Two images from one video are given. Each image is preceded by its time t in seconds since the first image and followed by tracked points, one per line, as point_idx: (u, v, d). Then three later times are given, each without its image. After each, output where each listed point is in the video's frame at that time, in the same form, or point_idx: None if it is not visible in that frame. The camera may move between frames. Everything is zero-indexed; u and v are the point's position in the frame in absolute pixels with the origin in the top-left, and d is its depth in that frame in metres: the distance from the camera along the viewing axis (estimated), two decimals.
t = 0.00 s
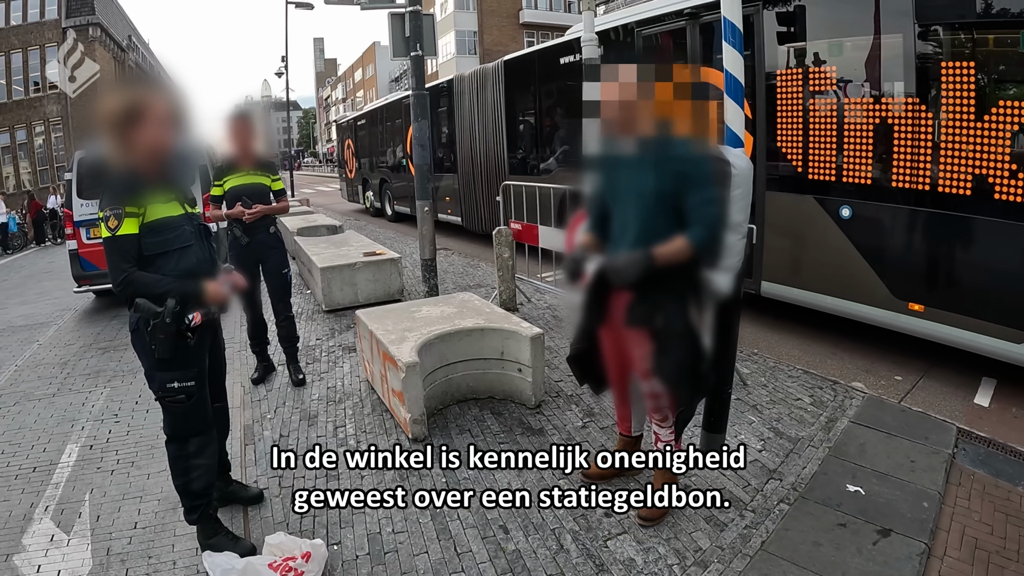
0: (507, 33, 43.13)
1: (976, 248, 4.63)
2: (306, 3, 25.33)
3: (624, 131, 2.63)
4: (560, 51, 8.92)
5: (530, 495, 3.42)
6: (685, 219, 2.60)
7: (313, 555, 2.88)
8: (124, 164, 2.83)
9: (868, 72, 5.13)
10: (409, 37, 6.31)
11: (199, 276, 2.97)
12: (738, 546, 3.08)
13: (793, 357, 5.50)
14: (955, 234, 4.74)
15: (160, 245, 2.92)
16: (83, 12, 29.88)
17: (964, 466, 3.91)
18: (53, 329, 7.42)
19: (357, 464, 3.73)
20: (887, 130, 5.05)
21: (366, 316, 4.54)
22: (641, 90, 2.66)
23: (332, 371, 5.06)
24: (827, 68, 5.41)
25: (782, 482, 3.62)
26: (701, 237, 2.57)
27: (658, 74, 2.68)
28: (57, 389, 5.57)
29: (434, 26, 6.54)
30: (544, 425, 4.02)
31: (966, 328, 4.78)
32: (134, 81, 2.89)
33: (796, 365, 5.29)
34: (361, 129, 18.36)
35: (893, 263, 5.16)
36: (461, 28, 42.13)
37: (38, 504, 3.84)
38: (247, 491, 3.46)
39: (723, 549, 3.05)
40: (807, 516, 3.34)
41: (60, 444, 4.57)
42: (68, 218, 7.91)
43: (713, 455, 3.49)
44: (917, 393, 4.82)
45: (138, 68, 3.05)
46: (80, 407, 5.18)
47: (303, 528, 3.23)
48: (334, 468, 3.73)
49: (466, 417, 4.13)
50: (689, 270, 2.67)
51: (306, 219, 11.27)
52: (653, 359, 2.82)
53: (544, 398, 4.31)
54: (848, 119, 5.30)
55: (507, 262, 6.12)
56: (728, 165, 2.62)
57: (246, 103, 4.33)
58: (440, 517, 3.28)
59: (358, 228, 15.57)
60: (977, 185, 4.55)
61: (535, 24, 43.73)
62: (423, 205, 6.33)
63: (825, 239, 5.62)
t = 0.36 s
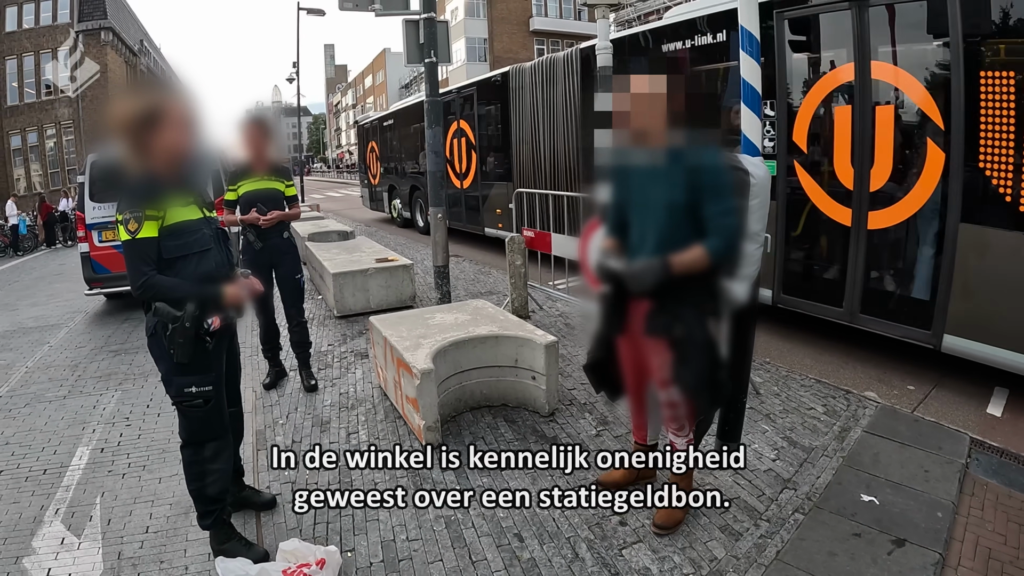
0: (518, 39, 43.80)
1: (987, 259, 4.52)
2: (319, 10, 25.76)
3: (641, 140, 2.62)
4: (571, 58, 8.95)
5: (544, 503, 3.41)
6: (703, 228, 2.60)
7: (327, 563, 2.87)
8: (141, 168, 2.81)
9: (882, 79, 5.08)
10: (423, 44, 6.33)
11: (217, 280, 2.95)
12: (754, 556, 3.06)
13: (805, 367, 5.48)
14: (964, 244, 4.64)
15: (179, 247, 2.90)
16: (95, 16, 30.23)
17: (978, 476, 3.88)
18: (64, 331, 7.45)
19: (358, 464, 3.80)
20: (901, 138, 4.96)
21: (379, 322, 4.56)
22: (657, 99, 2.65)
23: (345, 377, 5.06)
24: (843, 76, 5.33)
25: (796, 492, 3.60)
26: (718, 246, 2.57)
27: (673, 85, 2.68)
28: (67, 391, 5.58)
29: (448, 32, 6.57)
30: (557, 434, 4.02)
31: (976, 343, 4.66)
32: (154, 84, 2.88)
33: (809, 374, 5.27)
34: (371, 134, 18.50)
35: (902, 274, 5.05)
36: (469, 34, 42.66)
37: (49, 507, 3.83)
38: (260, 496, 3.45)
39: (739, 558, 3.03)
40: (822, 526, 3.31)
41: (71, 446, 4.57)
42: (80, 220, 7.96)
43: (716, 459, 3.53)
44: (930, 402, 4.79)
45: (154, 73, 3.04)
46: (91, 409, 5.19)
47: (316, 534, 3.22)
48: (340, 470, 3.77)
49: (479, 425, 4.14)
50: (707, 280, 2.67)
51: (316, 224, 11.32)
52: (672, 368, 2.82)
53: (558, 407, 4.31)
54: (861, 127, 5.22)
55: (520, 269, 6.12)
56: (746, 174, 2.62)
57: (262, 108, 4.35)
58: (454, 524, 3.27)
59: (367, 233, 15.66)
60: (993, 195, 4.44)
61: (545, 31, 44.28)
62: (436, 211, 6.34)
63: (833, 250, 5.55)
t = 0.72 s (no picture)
0: (521, 47, 44.07)
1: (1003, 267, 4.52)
2: (322, 18, 26.38)
3: (656, 153, 2.62)
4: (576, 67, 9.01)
5: (551, 512, 3.41)
6: (715, 242, 2.60)
7: (335, 572, 2.87)
8: (151, 177, 2.78)
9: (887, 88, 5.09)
10: (429, 53, 6.37)
11: (226, 289, 2.96)
12: (760, 567, 3.05)
13: (810, 377, 5.47)
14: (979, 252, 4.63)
15: (189, 256, 2.90)
16: (100, 21, 30.45)
17: (983, 485, 3.88)
18: (69, 336, 7.46)
19: (365, 473, 3.81)
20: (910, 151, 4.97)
21: (387, 331, 4.59)
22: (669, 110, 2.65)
23: (351, 385, 5.08)
24: (852, 86, 5.33)
25: (802, 502, 3.59)
26: (730, 260, 2.57)
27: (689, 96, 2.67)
28: (72, 397, 5.59)
29: (455, 42, 6.61)
30: (564, 443, 4.05)
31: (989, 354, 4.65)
32: (165, 90, 2.86)
33: (814, 384, 5.27)
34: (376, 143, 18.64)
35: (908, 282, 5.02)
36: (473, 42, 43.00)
37: (54, 513, 3.83)
38: (267, 504, 3.45)
39: (746, 569, 3.02)
40: (829, 536, 3.31)
41: (75, 453, 4.57)
42: (86, 226, 7.98)
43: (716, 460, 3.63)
44: (935, 412, 4.79)
45: (162, 79, 3.02)
46: (96, 415, 5.19)
47: (323, 543, 3.22)
48: (347, 479, 3.78)
49: (485, 434, 4.17)
50: (718, 293, 2.68)
51: (320, 231, 11.36)
52: (681, 381, 2.83)
53: (564, 416, 4.33)
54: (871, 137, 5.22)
55: (525, 278, 6.15)
56: (759, 187, 2.61)
57: (269, 117, 4.39)
58: (461, 534, 3.25)
59: (371, 241, 15.74)
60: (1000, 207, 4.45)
61: (548, 39, 44.66)
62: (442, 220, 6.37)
63: (837, 257, 5.51)
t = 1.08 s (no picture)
0: (524, 51, 44.25)
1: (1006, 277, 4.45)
2: (327, 24, 26.60)
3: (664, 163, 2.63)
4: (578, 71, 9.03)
5: (550, 519, 3.41)
6: (722, 253, 2.63)
7: None
8: (152, 185, 2.80)
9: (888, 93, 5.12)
10: (431, 60, 6.40)
11: (227, 298, 2.98)
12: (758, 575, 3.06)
13: (810, 384, 5.48)
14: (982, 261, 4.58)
15: (190, 267, 2.92)
16: (105, 25, 30.62)
17: (982, 494, 3.88)
18: (72, 340, 7.49)
19: (365, 480, 3.83)
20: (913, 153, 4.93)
21: (388, 337, 4.61)
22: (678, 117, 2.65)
23: (352, 392, 5.10)
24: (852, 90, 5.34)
25: (800, 511, 3.60)
26: (736, 271, 2.60)
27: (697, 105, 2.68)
28: (74, 401, 5.62)
29: (456, 48, 6.64)
30: (563, 451, 4.07)
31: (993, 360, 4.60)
32: (167, 101, 2.87)
33: (814, 391, 5.28)
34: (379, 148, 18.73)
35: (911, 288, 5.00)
36: (476, 46, 43.24)
37: (56, 518, 3.84)
38: (267, 511, 3.46)
39: None
40: (827, 545, 3.31)
41: (77, 457, 4.59)
42: (89, 230, 7.97)
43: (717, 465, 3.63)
44: (934, 419, 4.80)
45: (165, 86, 3.03)
46: (98, 420, 5.21)
47: (323, 550, 3.23)
48: (347, 485, 3.79)
49: (485, 441, 4.20)
50: (722, 304, 2.70)
51: (322, 236, 11.40)
52: (683, 393, 2.85)
53: (564, 424, 4.35)
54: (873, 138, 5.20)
55: (526, 285, 6.18)
56: (764, 200, 2.65)
57: (271, 123, 4.42)
58: (460, 541, 3.26)
59: (374, 245, 15.81)
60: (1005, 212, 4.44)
61: (551, 43, 44.83)
62: (443, 226, 6.39)
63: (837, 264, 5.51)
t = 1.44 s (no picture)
0: (526, 54, 44.41)
1: (1005, 280, 4.44)
2: (327, 25, 26.76)
3: (666, 165, 2.65)
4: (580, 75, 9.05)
5: (549, 524, 3.41)
6: (724, 258, 2.63)
7: None
8: (154, 188, 2.80)
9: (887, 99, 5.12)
10: (432, 64, 6.42)
11: (225, 303, 2.98)
12: None
13: (811, 389, 5.47)
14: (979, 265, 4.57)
15: (188, 272, 2.92)
16: (107, 26, 30.73)
17: (981, 499, 3.88)
18: (72, 342, 7.51)
19: (364, 484, 3.83)
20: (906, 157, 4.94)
21: (388, 341, 4.63)
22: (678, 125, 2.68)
23: (352, 395, 5.11)
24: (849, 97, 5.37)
25: (799, 516, 3.60)
26: (738, 276, 2.59)
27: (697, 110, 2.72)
28: (75, 403, 5.63)
29: (457, 53, 6.65)
30: (563, 455, 4.08)
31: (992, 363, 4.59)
32: (166, 105, 2.88)
33: (814, 396, 5.28)
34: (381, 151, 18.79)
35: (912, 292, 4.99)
36: (478, 49, 43.34)
37: (56, 519, 3.85)
38: (266, 514, 3.47)
39: None
40: (826, 551, 3.31)
41: (78, 459, 4.60)
42: (90, 232, 8.04)
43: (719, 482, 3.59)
44: (934, 425, 4.80)
45: (168, 89, 3.05)
46: (98, 422, 5.23)
47: (322, 554, 3.23)
48: (346, 490, 3.79)
49: (485, 445, 4.21)
50: (725, 310, 2.69)
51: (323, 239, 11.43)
52: (685, 399, 2.83)
53: (563, 428, 4.36)
54: (868, 142, 5.20)
55: (526, 289, 6.19)
56: (766, 205, 2.66)
57: (272, 127, 4.43)
58: (459, 546, 3.26)
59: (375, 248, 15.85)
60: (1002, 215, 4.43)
61: (554, 46, 44.92)
62: (444, 230, 6.39)
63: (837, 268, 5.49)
